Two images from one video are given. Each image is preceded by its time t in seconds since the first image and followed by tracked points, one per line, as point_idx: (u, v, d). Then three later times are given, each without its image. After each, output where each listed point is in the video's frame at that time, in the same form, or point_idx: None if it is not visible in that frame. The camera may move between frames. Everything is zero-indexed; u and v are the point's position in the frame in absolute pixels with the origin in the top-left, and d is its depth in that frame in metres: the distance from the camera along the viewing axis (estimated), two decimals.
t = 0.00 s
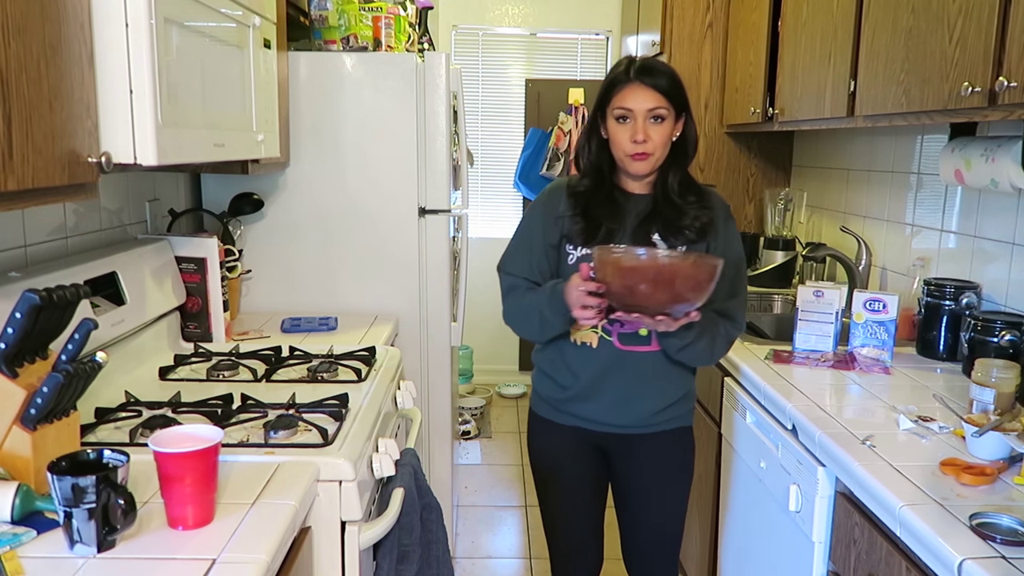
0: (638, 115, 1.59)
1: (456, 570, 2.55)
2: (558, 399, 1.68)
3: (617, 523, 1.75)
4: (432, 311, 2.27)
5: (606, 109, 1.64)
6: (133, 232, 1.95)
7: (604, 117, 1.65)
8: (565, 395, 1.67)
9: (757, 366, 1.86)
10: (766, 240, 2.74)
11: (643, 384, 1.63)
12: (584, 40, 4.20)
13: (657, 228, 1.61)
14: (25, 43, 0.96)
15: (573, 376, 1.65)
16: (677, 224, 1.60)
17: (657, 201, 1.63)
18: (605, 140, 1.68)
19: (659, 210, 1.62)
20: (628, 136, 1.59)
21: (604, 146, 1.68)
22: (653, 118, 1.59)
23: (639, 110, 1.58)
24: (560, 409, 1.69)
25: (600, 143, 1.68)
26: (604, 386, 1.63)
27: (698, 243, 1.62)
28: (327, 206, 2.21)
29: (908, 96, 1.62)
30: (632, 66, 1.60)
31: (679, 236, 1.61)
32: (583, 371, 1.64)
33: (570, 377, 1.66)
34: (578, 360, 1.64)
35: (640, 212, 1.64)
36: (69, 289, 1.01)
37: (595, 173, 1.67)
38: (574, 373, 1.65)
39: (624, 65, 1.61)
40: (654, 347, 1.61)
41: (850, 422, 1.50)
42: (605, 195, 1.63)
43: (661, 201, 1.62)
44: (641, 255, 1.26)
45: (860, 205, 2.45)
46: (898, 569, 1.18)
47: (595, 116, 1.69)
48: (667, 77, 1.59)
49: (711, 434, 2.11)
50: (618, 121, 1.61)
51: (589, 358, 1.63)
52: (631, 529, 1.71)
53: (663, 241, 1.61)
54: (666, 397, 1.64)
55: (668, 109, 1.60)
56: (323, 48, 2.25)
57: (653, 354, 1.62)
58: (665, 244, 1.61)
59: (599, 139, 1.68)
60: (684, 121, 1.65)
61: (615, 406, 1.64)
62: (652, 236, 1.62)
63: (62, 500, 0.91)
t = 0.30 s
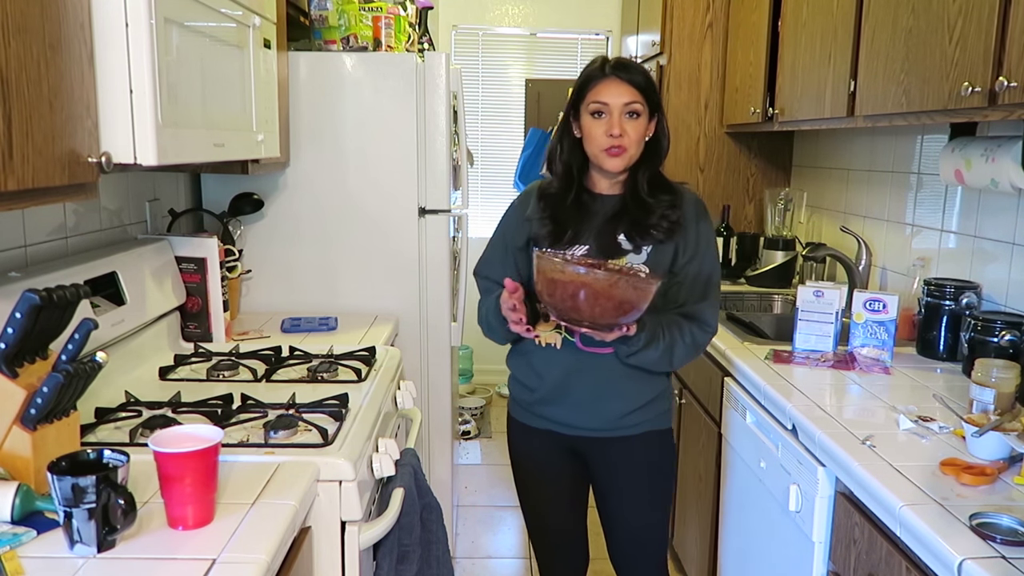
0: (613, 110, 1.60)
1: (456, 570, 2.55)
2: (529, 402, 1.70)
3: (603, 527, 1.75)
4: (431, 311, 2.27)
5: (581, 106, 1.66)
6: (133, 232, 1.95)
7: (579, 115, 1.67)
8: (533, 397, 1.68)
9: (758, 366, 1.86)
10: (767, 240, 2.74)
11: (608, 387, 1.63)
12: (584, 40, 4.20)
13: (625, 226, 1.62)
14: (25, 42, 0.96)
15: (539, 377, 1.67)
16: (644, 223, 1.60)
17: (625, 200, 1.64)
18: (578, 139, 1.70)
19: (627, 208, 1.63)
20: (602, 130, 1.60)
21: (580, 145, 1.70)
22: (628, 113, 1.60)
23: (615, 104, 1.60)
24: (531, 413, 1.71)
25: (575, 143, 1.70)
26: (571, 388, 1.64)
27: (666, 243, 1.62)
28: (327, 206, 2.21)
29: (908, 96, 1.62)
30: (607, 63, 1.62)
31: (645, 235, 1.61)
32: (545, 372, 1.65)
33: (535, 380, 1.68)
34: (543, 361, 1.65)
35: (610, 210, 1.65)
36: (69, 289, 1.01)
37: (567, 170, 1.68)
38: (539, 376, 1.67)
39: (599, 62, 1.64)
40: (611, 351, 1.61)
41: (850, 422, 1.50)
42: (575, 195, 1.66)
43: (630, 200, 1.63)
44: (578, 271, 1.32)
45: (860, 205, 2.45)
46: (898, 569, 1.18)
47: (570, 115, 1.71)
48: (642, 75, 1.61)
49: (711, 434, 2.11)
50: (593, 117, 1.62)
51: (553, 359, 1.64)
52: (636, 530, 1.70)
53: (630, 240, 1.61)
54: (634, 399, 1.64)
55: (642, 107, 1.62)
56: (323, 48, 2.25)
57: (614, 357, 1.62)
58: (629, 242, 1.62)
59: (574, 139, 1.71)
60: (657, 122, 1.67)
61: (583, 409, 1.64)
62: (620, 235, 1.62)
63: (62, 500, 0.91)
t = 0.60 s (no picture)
0: (597, 108, 1.60)
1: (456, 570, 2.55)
2: (516, 400, 1.71)
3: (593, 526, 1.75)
4: (431, 311, 2.27)
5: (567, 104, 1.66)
6: (133, 232, 1.95)
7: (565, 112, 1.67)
8: (519, 395, 1.70)
9: (758, 366, 1.86)
10: (767, 240, 2.74)
11: (593, 387, 1.63)
12: (584, 40, 4.20)
13: (609, 226, 1.62)
14: (25, 42, 0.96)
15: (526, 376, 1.68)
16: (629, 221, 1.60)
17: (610, 199, 1.64)
18: (566, 137, 1.70)
19: (612, 207, 1.63)
20: (586, 129, 1.61)
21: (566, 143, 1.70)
22: (612, 111, 1.60)
23: (598, 102, 1.59)
24: (519, 412, 1.71)
25: (563, 141, 1.71)
26: (557, 387, 1.65)
27: (651, 242, 1.62)
28: (327, 206, 2.21)
29: (908, 96, 1.62)
30: (592, 61, 1.62)
31: (630, 234, 1.61)
32: (531, 371, 1.67)
33: (522, 378, 1.69)
34: (528, 360, 1.66)
35: (595, 209, 1.65)
36: (69, 289, 1.01)
37: (554, 169, 1.69)
38: (525, 374, 1.68)
39: (584, 59, 1.64)
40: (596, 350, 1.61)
41: (850, 422, 1.50)
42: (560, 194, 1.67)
43: (616, 199, 1.63)
44: (560, 260, 1.33)
45: (860, 205, 2.45)
46: (898, 569, 1.18)
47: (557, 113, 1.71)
48: (628, 73, 1.61)
49: (711, 434, 2.11)
50: (577, 114, 1.62)
51: (537, 358, 1.65)
52: (635, 530, 1.70)
53: (615, 239, 1.61)
54: (619, 400, 1.64)
55: (628, 104, 1.61)
56: (323, 48, 2.25)
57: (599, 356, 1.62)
58: (613, 241, 1.62)
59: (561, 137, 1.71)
60: (645, 120, 1.66)
61: (568, 409, 1.65)
62: (604, 233, 1.62)
63: (62, 500, 0.91)
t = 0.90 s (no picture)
0: (594, 109, 1.60)
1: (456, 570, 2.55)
2: (517, 402, 1.71)
3: (594, 525, 1.75)
4: (431, 311, 2.27)
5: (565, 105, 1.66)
6: (133, 232, 1.95)
7: (563, 113, 1.67)
8: (519, 397, 1.70)
9: (758, 366, 1.86)
10: (767, 240, 2.74)
11: (595, 388, 1.63)
12: (584, 40, 4.19)
13: (610, 226, 1.62)
14: (25, 43, 0.96)
15: (526, 377, 1.68)
16: (629, 222, 1.60)
17: (610, 199, 1.64)
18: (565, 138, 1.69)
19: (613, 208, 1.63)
20: (584, 131, 1.61)
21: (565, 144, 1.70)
22: (610, 112, 1.60)
23: (595, 104, 1.59)
24: (520, 414, 1.71)
25: (562, 142, 1.70)
26: (559, 389, 1.65)
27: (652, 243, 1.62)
28: (326, 206, 2.21)
29: (908, 96, 1.62)
30: (589, 62, 1.61)
31: (631, 235, 1.61)
32: (532, 373, 1.66)
33: (523, 380, 1.68)
34: (529, 362, 1.66)
35: (596, 209, 1.65)
36: (69, 290, 1.01)
37: (554, 169, 1.69)
38: (527, 376, 1.67)
39: (582, 60, 1.63)
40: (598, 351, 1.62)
41: (850, 422, 1.50)
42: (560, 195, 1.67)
43: (616, 200, 1.63)
44: (565, 266, 1.34)
45: (860, 205, 2.46)
46: (898, 569, 1.18)
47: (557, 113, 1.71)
48: (626, 74, 1.60)
49: (710, 434, 2.11)
50: (575, 116, 1.62)
51: (539, 360, 1.65)
52: (634, 529, 1.70)
53: (616, 240, 1.61)
54: (620, 401, 1.64)
55: (626, 105, 1.61)
56: (323, 48, 2.25)
57: (600, 358, 1.62)
58: (614, 242, 1.62)
59: (561, 138, 1.71)
60: (644, 119, 1.66)
61: (569, 410, 1.65)
62: (605, 234, 1.62)
63: (62, 500, 0.91)
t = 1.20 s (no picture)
0: (594, 110, 1.59)
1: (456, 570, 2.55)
2: (521, 402, 1.70)
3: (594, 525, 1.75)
4: (431, 312, 2.27)
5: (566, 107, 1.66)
6: (133, 232, 1.95)
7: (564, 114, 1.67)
8: (524, 396, 1.69)
9: (758, 366, 1.86)
10: (767, 240, 2.74)
11: (601, 388, 1.63)
12: (584, 40, 4.19)
13: (613, 226, 1.62)
14: (25, 43, 0.96)
15: (531, 377, 1.67)
16: (632, 222, 1.61)
17: (613, 200, 1.64)
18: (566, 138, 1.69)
19: (616, 208, 1.63)
20: (584, 132, 1.61)
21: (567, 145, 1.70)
22: (611, 114, 1.59)
23: (595, 105, 1.59)
24: (524, 414, 1.71)
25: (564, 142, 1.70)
26: (563, 388, 1.65)
27: (656, 243, 1.63)
28: (326, 206, 2.21)
29: (908, 96, 1.62)
30: (590, 63, 1.61)
31: (635, 235, 1.61)
32: (538, 372, 1.66)
33: (529, 379, 1.68)
34: (534, 362, 1.66)
35: (599, 210, 1.66)
36: (69, 289, 1.01)
37: (556, 170, 1.69)
38: (532, 375, 1.67)
39: (583, 61, 1.63)
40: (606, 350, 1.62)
41: (850, 422, 1.50)
42: (562, 196, 1.67)
43: (619, 201, 1.63)
44: (573, 263, 1.34)
45: (860, 205, 2.46)
46: (898, 569, 1.18)
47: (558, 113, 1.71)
48: (628, 75, 1.60)
49: (710, 434, 2.11)
50: (575, 117, 1.62)
51: (544, 359, 1.65)
52: (634, 529, 1.70)
53: (619, 240, 1.62)
54: (626, 399, 1.64)
55: (626, 106, 1.61)
56: (323, 48, 2.25)
57: (606, 357, 1.63)
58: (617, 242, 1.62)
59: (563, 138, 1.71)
60: (645, 121, 1.66)
61: (574, 410, 1.65)
62: (608, 234, 1.63)
63: (62, 500, 0.91)
